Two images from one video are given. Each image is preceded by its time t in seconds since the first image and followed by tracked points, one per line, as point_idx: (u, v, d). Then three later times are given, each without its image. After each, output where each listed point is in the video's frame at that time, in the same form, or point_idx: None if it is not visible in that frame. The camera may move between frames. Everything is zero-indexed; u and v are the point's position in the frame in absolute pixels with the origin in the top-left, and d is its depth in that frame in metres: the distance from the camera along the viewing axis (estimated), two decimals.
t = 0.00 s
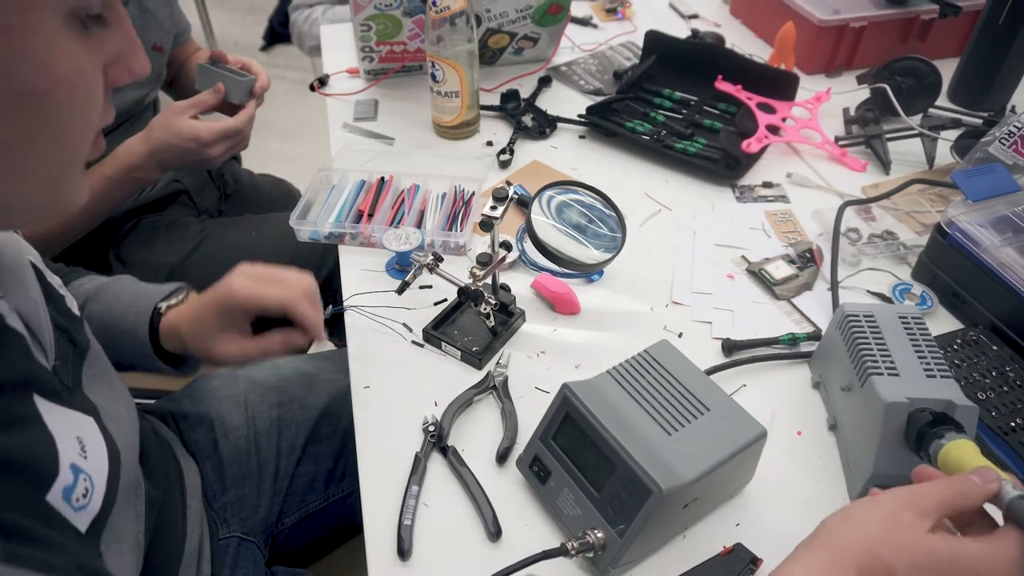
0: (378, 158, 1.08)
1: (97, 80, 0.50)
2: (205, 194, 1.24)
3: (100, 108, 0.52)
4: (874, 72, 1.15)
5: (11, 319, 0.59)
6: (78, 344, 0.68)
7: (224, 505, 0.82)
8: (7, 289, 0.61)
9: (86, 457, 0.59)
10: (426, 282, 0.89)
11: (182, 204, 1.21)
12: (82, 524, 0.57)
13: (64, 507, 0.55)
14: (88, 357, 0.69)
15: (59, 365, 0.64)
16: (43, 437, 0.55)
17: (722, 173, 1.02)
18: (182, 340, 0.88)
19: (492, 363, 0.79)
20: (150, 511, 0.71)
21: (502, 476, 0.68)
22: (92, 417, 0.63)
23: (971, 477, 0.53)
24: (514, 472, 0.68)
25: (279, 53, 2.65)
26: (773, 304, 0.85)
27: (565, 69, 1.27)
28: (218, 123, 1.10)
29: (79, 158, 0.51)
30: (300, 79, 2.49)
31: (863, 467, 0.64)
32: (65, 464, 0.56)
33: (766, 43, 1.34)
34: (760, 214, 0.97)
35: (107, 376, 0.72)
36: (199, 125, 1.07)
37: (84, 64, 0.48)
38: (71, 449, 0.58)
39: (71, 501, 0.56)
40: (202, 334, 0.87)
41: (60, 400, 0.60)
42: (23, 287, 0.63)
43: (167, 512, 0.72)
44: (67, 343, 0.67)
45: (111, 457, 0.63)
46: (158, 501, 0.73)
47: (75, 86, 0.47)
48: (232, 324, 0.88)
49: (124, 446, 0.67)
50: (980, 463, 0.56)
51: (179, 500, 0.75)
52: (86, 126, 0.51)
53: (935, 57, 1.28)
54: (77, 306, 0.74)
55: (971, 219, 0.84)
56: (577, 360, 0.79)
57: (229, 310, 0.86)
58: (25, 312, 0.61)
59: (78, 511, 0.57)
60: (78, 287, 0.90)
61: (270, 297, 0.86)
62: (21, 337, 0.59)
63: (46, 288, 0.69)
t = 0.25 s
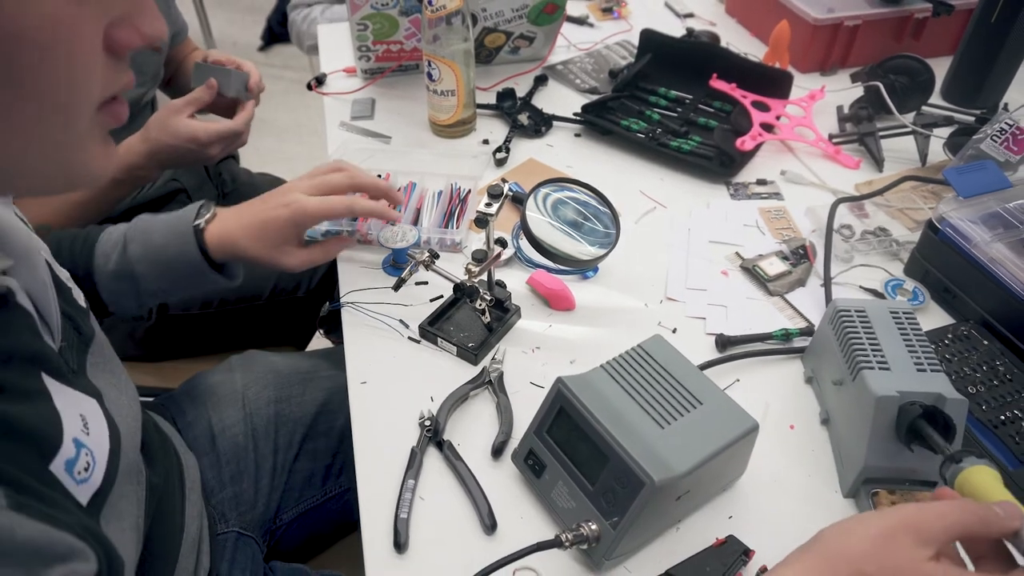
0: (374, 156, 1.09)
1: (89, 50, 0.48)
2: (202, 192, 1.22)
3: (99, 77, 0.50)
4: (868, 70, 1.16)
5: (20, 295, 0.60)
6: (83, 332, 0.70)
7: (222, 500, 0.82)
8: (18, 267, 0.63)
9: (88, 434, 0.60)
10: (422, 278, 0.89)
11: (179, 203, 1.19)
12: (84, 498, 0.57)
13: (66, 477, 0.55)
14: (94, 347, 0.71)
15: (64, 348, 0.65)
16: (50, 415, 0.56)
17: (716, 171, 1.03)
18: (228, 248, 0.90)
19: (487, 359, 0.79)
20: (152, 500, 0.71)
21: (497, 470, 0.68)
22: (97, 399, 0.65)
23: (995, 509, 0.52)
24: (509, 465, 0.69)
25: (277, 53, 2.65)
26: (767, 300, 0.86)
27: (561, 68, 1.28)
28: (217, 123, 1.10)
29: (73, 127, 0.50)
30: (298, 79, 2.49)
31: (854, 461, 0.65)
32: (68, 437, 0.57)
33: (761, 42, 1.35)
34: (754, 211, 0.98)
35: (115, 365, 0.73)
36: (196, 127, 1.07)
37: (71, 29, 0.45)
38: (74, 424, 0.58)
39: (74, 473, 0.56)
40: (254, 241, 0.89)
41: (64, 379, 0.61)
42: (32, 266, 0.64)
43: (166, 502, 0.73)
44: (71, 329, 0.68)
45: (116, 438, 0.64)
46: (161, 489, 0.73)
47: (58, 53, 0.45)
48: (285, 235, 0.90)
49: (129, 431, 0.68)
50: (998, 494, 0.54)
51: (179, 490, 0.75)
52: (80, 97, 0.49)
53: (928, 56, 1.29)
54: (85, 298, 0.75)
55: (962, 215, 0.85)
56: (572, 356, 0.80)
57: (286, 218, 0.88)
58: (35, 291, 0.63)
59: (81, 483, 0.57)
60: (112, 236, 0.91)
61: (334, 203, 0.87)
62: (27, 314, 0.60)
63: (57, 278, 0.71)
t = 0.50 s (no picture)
0: (374, 156, 1.09)
1: (49, 21, 0.45)
2: (203, 191, 1.24)
3: (75, 56, 0.48)
4: (865, 70, 1.17)
5: (21, 292, 0.60)
6: (82, 330, 0.70)
7: (223, 498, 0.83)
8: (16, 261, 0.63)
9: (79, 435, 0.60)
10: (422, 277, 0.90)
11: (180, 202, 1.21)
12: (72, 499, 0.57)
13: (54, 480, 0.55)
14: (92, 347, 0.71)
15: (62, 345, 0.66)
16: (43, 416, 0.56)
17: (713, 170, 1.04)
18: (247, 238, 0.91)
19: (486, 357, 0.80)
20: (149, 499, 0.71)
21: (496, 467, 0.69)
22: (93, 398, 0.65)
23: (966, 523, 0.51)
24: (508, 462, 0.69)
25: (276, 53, 2.66)
26: (763, 298, 0.86)
27: (559, 68, 1.28)
28: (214, 119, 1.10)
29: (44, 110, 0.49)
30: (297, 79, 2.49)
31: (849, 458, 0.65)
32: (57, 437, 0.56)
33: (758, 42, 1.36)
34: (751, 211, 0.99)
35: (112, 364, 0.73)
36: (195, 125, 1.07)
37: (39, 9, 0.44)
38: (65, 424, 0.58)
39: (62, 476, 0.56)
40: (272, 231, 0.90)
41: (61, 376, 0.62)
42: (32, 261, 0.64)
43: (164, 499, 0.73)
44: (71, 327, 0.69)
45: (110, 438, 0.64)
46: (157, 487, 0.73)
47: (11, 30, 0.43)
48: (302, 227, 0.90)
49: (125, 429, 0.68)
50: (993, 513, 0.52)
51: (178, 488, 0.76)
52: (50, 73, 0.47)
53: (925, 56, 1.30)
54: (85, 297, 0.76)
55: (958, 215, 0.85)
56: (571, 354, 0.80)
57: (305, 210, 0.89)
58: (34, 287, 0.63)
59: (69, 485, 0.57)
60: (133, 225, 0.92)
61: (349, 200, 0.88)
62: (25, 310, 0.60)
63: (58, 276, 0.71)
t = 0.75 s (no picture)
0: (374, 155, 1.10)
1: (23, 17, 0.46)
2: (203, 191, 1.25)
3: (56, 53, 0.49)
4: (863, 70, 1.17)
5: (15, 297, 0.61)
6: (79, 333, 0.70)
7: (224, 495, 0.84)
8: (11, 264, 0.64)
9: (70, 441, 0.59)
10: (422, 275, 0.90)
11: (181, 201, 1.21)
12: (62, 506, 0.57)
13: (43, 488, 0.55)
14: (89, 350, 0.71)
15: (59, 347, 0.66)
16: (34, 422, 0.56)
17: (712, 169, 1.04)
18: (254, 235, 0.92)
19: (486, 354, 0.80)
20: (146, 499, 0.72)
21: (496, 463, 0.70)
22: (87, 401, 0.65)
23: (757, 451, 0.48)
24: (508, 459, 0.70)
25: (275, 53, 2.66)
26: (761, 296, 0.87)
27: (558, 68, 1.29)
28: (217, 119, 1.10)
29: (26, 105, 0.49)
30: (296, 79, 2.49)
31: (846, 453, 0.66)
32: (46, 444, 0.56)
33: (757, 42, 1.36)
34: (749, 209, 0.99)
35: (107, 367, 0.74)
36: (198, 125, 1.08)
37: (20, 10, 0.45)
38: (56, 431, 0.58)
39: (51, 483, 0.56)
40: (278, 228, 0.91)
41: (56, 379, 0.62)
42: (28, 265, 0.64)
43: (163, 499, 0.73)
44: (68, 330, 0.69)
45: (102, 443, 0.64)
46: (155, 486, 0.74)
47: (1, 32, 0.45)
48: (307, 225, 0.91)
49: (121, 431, 0.68)
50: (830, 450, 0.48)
51: (177, 487, 0.76)
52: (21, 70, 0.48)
53: (922, 55, 1.30)
54: (82, 300, 0.76)
55: (954, 213, 0.86)
56: (571, 351, 0.81)
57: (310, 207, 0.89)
58: (29, 289, 0.63)
59: (58, 493, 0.57)
60: (141, 223, 0.92)
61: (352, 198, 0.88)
62: (20, 312, 0.60)
63: (53, 280, 0.71)
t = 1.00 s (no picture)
0: (374, 156, 1.11)
1: None
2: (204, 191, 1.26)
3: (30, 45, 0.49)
4: (860, 71, 1.18)
5: (9, 291, 0.61)
6: (76, 327, 0.71)
7: (225, 494, 0.84)
8: (4, 257, 0.64)
9: (61, 438, 0.60)
10: (422, 275, 0.91)
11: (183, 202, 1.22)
12: (53, 502, 0.58)
13: (33, 485, 0.56)
14: (85, 345, 0.72)
15: (54, 342, 0.66)
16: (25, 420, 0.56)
17: (710, 170, 1.05)
18: (245, 225, 0.92)
19: (486, 354, 0.81)
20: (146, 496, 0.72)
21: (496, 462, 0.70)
22: (81, 396, 0.65)
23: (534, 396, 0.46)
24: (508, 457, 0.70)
25: (275, 54, 2.67)
26: (759, 296, 0.88)
27: (558, 69, 1.29)
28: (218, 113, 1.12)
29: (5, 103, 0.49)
30: (296, 80, 2.50)
31: (843, 451, 0.67)
32: (35, 441, 0.57)
33: (755, 43, 1.37)
34: (747, 210, 1.00)
35: (103, 360, 0.74)
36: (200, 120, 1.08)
37: None
38: (48, 427, 0.59)
39: (42, 480, 0.56)
40: (268, 213, 0.92)
41: (50, 372, 0.63)
42: (22, 261, 0.65)
43: (162, 496, 0.74)
44: (65, 325, 0.69)
45: (96, 438, 0.65)
46: (155, 481, 0.74)
47: None
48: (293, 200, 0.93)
49: (116, 426, 0.69)
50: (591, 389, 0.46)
51: (177, 484, 0.77)
52: None
53: (919, 56, 1.31)
54: (80, 297, 0.76)
55: (950, 213, 0.87)
56: (570, 350, 0.82)
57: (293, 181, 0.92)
58: (22, 283, 0.63)
59: (50, 489, 0.57)
60: (129, 223, 0.93)
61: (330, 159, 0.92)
62: (15, 308, 0.61)
63: (47, 274, 0.71)
